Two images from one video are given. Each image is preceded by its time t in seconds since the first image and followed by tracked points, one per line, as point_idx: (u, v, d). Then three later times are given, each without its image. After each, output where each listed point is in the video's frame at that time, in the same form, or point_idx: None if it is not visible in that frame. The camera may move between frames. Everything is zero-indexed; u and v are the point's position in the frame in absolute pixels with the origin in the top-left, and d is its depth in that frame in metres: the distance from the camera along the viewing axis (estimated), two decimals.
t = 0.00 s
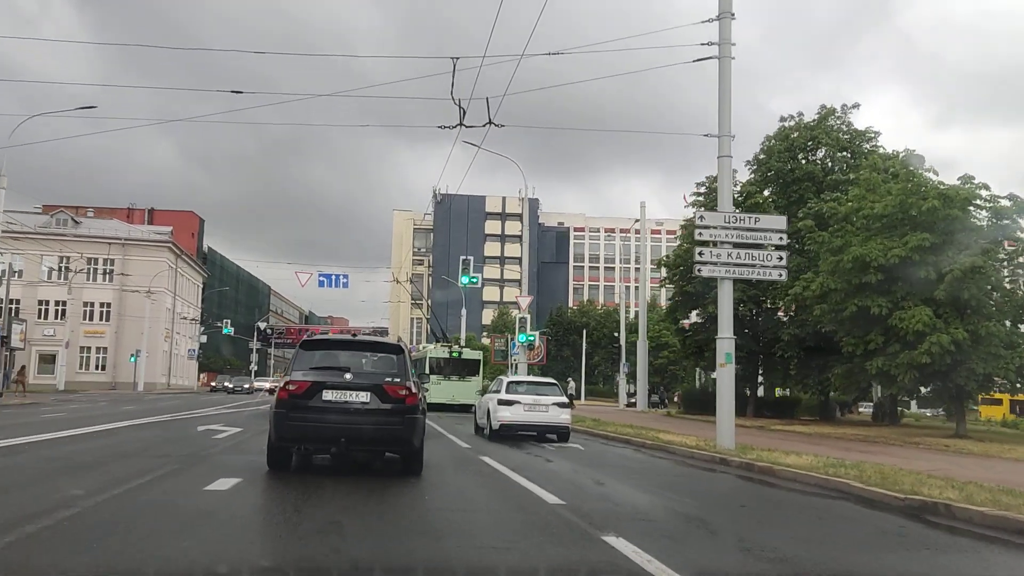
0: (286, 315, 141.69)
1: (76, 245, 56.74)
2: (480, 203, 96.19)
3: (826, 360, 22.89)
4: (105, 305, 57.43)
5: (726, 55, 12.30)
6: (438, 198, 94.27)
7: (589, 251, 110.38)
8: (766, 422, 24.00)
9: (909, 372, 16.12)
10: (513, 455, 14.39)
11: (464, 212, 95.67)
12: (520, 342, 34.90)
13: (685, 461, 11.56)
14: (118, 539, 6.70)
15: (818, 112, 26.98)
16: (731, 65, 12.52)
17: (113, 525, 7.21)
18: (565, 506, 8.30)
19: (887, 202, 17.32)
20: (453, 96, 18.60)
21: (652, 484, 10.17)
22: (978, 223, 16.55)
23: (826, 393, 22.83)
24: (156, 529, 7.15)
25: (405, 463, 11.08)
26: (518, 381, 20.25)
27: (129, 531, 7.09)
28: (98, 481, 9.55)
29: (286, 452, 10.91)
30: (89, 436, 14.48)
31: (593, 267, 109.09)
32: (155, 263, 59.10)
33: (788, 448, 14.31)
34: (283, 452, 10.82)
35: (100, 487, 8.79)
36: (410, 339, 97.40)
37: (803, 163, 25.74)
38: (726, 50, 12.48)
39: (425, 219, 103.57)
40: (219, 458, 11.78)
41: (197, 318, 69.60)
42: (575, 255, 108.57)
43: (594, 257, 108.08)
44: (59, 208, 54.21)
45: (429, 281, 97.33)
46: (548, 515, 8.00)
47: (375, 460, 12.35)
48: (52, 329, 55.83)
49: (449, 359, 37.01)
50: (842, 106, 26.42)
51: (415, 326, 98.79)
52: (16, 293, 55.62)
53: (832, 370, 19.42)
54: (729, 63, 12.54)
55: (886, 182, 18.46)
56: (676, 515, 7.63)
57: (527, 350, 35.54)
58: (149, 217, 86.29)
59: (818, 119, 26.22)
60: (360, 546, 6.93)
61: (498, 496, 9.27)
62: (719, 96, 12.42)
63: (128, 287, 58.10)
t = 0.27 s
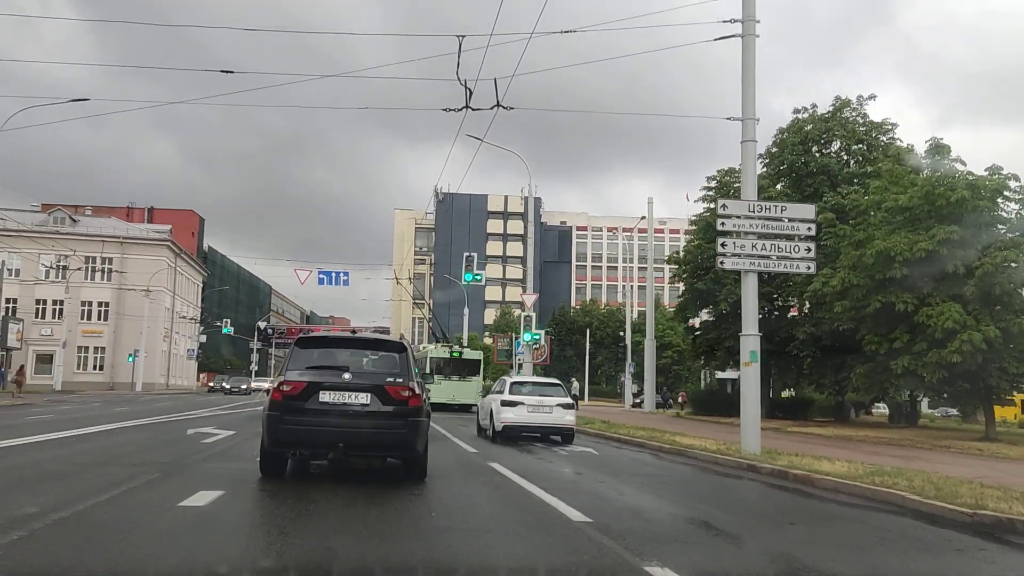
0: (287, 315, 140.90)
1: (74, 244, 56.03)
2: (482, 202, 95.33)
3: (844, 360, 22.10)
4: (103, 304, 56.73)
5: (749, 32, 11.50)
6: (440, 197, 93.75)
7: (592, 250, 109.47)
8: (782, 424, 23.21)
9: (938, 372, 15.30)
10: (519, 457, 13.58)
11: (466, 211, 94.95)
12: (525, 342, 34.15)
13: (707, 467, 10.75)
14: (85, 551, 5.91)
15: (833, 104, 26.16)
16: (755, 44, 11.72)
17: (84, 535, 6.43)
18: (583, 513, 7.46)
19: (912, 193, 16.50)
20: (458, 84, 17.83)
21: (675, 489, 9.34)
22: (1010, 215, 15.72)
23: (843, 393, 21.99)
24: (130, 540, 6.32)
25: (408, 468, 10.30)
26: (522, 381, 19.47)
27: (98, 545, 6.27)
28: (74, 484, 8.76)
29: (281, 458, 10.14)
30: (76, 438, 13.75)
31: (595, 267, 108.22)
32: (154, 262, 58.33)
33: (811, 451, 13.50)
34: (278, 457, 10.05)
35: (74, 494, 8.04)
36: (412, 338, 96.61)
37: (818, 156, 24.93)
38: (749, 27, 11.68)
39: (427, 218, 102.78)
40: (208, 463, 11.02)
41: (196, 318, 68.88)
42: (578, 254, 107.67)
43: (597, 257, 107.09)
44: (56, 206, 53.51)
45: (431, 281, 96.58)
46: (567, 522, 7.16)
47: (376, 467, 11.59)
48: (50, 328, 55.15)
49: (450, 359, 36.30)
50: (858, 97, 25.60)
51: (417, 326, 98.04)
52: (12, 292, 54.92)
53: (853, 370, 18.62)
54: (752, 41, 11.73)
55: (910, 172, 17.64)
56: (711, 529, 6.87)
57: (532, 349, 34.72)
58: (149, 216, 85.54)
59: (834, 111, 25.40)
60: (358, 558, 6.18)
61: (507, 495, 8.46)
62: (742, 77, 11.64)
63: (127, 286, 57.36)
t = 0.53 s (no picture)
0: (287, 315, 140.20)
1: (72, 243, 55.40)
2: (483, 202, 94.60)
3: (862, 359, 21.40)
4: (102, 304, 56.16)
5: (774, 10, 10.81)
6: (442, 197, 93.19)
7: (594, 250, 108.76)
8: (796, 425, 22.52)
9: (966, 372, 14.61)
10: (528, 460, 12.89)
11: (468, 210, 94.29)
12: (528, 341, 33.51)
13: (730, 472, 10.08)
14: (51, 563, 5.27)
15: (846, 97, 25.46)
16: (780, 22, 11.00)
17: (52, 552, 5.76)
18: (607, 524, 6.77)
19: (937, 186, 15.79)
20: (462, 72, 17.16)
21: (701, 496, 8.65)
22: None
23: (860, 394, 21.30)
24: (104, 556, 5.64)
25: (412, 474, 9.62)
26: (526, 381, 18.79)
27: (69, 561, 5.59)
28: (53, 491, 8.09)
29: (278, 463, 9.47)
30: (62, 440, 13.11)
31: (598, 266, 107.55)
32: (152, 262, 57.64)
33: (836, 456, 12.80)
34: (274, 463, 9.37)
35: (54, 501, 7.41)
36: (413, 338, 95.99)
37: (831, 150, 24.23)
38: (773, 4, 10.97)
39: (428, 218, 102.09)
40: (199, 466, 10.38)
41: (195, 317, 68.32)
42: (580, 254, 106.93)
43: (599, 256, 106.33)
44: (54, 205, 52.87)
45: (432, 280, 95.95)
46: (591, 536, 6.49)
47: (379, 472, 10.90)
48: (47, 328, 54.55)
49: (450, 359, 35.62)
50: (872, 89, 24.88)
51: (418, 326, 97.39)
52: (9, 292, 54.31)
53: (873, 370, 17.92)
54: (776, 19, 11.02)
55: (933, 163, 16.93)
56: (751, 545, 6.19)
57: (536, 348, 34.02)
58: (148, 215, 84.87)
59: (847, 104, 24.68)
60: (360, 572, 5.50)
61: (520, 504, 7.77)
62: (766, 57, 10.92)
63: (125, 286, 56.74)
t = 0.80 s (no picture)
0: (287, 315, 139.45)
1: (69, 242, 54.73)
2: (485, 201, 93.90)
3: (878, 358, 20.74)
4: (99, 303, 55.43)
5: None
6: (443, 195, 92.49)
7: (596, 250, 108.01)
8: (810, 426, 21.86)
9: (996, 372, 13.97)
10: (537, 464, 12.22)
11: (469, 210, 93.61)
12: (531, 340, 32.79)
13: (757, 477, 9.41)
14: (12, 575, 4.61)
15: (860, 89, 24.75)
16: None
17: (11, 568, 5.03)
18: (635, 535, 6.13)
19: (963, 176, 15.09)
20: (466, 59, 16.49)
21: (731, 505, 7.96)
22: None
23: (877, 395, 20.63)
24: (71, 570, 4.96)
25: (418, 478, 8.94)
26: (528, 381, 18.11)
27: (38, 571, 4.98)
28: (28, 497, 7.42)
29: (274, 468, 8.79)
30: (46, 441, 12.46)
31: (599, 266, 106.84)
32: (150, 260, 56.93)
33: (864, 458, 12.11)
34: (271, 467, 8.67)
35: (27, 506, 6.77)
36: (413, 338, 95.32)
37: (846, 143, 23.54)
38: None
39: (429, 217, 101.39)
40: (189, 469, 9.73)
41: (194, 317, 67.65)
42: (582, 254, 106.18)
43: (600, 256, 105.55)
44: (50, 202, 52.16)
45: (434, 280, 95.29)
46: (619, 550, 5.79)
47: (381, 477, 10.21)
48: (44, 328, 53.83)
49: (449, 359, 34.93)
50: (887, 81, 24.19)
51: (418, 326, 96.69)
52: (5, 290, 53.59)
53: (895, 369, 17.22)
54: None
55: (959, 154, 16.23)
56: (802, 561, 5.48)
57: (540, 348, 33.29)
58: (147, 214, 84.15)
59: (861, 95, 23.98)
60: None
61: (538, 513, 7.09)
62: (794, 34, 10.21)
63: (123, 284, 56.03)
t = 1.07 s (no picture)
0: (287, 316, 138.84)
1: (66, 240, 54.11)
2: (486, 200, 93.25)
3: (896, 357, 20.01)
4: (96, 302, 54.78)
5: None
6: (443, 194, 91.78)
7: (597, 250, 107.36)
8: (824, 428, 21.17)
9: None
10: (545, 468, 11.55)
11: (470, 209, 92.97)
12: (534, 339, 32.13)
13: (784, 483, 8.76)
14: None
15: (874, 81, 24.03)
16: None
17: None
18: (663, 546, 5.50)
19: (991, 167, 14.40)
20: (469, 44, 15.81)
21: (760, 513, 7.32)
22: None
23: (895, 395, 19.93)
24: None
25: (423, 484, 8.25)
26: (531, 381, 17.46)
27: None
28: None
29: (269, 472, 8.13)
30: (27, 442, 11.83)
31: (601, 266, 106.16)
32: (148, 259, 56.25)
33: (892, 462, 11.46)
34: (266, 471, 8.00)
35: None
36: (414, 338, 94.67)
37: (859, 137, 22.85)
38: None
39: (430, 216, 100.75)
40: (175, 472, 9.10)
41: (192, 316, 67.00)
42: (583, 253, 105.52)
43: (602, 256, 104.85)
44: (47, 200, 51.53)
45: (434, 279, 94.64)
46: (648, 565, 5.11)
47: (383, 481, 9.54)
48: (40, 327, 53.26)
49: (449, 359, 34.26)
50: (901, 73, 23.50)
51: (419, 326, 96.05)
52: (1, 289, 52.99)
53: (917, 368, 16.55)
54: None
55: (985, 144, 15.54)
56: None
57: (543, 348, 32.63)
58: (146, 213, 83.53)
59: (876, 88, 23.26)
60: None
61: (552, 521, 6.45)
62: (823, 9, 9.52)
63: (120, 283, 55.34)
